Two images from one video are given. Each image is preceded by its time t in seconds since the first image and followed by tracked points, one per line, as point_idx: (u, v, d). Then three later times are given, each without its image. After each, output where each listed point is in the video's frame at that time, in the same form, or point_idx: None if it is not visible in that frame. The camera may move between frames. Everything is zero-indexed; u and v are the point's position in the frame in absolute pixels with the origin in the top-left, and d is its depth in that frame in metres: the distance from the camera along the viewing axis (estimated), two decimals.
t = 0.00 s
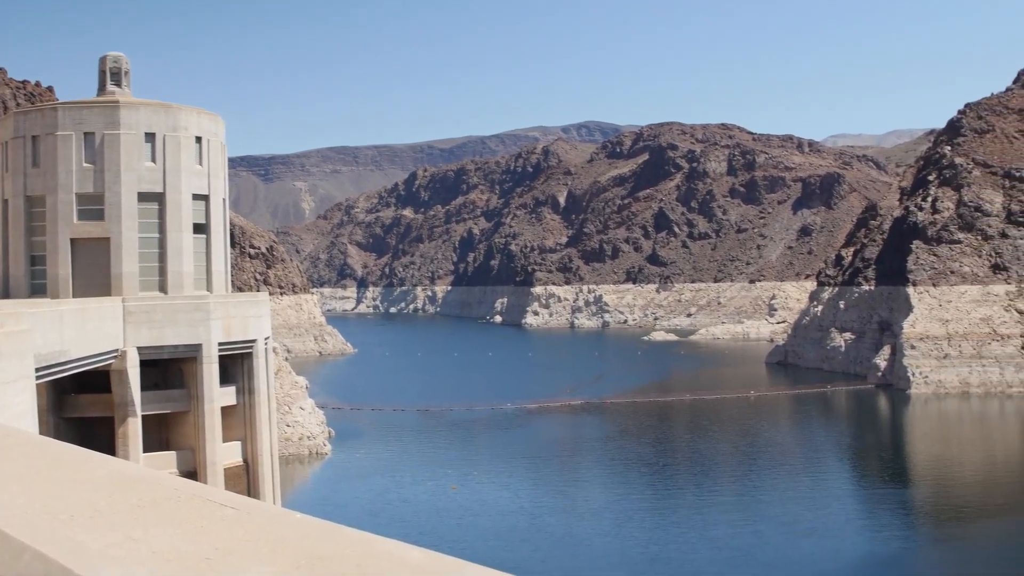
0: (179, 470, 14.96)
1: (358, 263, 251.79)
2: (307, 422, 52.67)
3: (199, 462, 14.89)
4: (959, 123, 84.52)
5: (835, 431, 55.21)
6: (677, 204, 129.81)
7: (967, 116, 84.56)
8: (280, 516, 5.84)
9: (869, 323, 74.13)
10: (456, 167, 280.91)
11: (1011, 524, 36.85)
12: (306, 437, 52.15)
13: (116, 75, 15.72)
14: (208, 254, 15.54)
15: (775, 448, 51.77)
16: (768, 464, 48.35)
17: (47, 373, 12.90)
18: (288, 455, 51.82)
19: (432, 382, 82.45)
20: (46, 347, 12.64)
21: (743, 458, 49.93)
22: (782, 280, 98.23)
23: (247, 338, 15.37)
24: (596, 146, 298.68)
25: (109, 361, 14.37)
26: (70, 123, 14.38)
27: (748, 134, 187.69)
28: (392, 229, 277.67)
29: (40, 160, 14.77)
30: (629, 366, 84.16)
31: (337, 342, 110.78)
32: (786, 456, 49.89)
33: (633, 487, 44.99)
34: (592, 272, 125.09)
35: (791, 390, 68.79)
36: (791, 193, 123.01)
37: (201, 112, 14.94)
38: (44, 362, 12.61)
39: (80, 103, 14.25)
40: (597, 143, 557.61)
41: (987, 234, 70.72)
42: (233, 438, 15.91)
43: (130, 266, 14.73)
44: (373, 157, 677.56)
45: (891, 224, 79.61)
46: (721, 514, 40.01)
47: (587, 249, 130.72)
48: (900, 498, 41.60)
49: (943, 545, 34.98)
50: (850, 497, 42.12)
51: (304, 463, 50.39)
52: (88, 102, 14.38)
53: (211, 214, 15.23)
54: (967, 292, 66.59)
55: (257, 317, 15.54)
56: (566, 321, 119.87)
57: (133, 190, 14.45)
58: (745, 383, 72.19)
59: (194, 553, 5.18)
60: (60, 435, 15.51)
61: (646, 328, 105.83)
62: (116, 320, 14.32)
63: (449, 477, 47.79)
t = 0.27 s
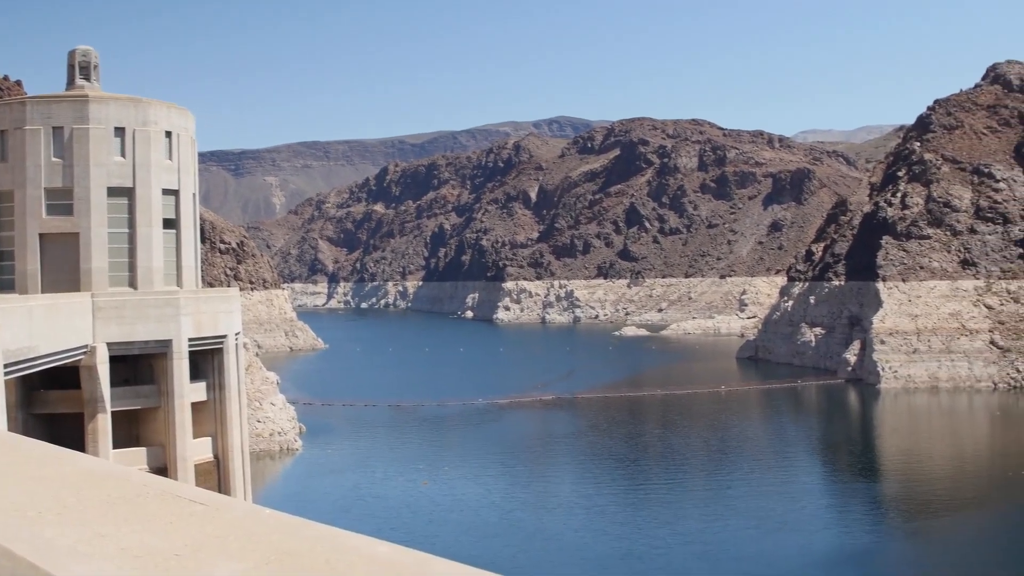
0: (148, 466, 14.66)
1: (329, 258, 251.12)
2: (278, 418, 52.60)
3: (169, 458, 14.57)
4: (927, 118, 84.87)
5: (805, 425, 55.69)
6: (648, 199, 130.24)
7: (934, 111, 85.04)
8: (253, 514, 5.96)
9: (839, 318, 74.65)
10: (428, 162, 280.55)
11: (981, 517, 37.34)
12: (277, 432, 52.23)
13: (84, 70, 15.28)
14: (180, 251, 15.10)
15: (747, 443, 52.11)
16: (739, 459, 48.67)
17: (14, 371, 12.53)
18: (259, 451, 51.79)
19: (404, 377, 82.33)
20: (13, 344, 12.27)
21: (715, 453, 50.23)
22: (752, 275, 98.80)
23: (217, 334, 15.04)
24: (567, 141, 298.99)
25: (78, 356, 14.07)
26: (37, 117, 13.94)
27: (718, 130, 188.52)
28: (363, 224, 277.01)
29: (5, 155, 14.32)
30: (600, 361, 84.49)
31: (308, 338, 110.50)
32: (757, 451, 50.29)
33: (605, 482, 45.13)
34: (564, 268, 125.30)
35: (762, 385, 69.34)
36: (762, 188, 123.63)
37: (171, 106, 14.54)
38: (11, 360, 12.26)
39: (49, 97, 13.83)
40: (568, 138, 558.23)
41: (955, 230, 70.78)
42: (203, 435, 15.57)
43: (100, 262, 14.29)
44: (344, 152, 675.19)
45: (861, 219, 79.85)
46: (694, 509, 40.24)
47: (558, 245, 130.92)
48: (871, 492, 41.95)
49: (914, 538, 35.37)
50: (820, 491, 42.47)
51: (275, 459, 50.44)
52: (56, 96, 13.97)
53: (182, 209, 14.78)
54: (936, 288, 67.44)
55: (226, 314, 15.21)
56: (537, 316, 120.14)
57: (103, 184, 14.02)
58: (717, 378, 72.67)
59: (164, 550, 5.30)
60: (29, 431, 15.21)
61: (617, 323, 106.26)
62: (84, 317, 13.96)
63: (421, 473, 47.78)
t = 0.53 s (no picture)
0: (121, 462, 14.63)
1: (302, 253, 250.31)
2: (251, 414, 52.53)
3: (141, 453, 14.54)
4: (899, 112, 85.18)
5: (778, 420, 56.09)
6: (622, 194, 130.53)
7: (906, 106, 85.68)
8: (226, 513, 6.71)
9: (812, 313, 75.26)
10: (401, 156, 280.07)
11: (954, 511, 37.72)
12: (250, 428, 52.21)
13: (56, 63, 15.20)
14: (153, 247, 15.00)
15: (720, 437, 52.48)
16: (712, 453, 48.98)
17: None
18: (232, 447, 51.76)
19: (378, 372, 82.34)
20: None
21: (689, 447, 50.58)
22: (725, 270, 99.38)
23: (190, 330, 15.01)
24: (540, 136, 299.23)
25: (50, 351, 13.99)
26: (8, 110, 13.85)
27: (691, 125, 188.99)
28: (336, 218, 276.34)
29: None
30: (574, 355, 84.78)
31: (281, 333, 110.23)
32: (730, 445, 50.68)
33: (578, 477, 45.34)
34: (537, 263, 125.52)
35: (734, 379, 69.87)
36: (734, 184, 124.22)
37: (144, 100, 14.44)
38: None
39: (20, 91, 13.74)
40: (543, 132, 557.77)
41: (927, 225, 71.84)
42: (177, 431, 15.54)
43: (73, 258, 14.21)
44: (317, 146, 672.61)
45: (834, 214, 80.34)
46: (667, 503, 40.55)
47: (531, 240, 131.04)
48: (843, 486, 42.38)
49: (887, 533, 35.72)
50: (792, 485, 42.90)
51: (249, 455, 50.46)
52: (28, 89, 13.90)
53: (153, 204, 14.65)
54: (908, 283, 67.91)
55: (200, 309, 15.18)
56: (510, 311, 120.34)
57: (75, 179, 13.93)
58: (690, 372, 73.16)
59: (136, 545, 6.09)
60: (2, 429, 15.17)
61: (590, 318, 106.63)
62: (57, 312, 13.88)
63: (395, 468, 47.88)
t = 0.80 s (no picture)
0: (88, 460, 14.55)
1: (270, 249, 249.07)
2: (219, 410, 52.21)
3: (109, 451, 14.48)
4: (866, 110, 85.88)
5: (746, 416, 56.52)
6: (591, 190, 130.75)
7: (873, 104, 86.41)
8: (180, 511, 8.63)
9: (779, 309, 75.86)
10: (370, 153, 279.26)
11: (921, 505, 38.11)
12: (218, 425, 51.81)
13: (21, 58, 15.10)
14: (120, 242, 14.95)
15: (688, 433, 52.87)
16: (679, 449, 49.31)
17: None
18: (200, 444, 51.37)
19: (347, 369, 82.18)
20: None
21: (657, 443, 50.91)
22: (693, 266, 99.93)
23: (157, 326, 14.91)
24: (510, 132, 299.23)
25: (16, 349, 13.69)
26: None
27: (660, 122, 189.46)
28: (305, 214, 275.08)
29: None
30: (543, 352, 84.96)
31: (249, 329, 109.65)
32: (698, 441, 51.05)
33: (545, 474, 45.51)
34: (506, 259, 125.63)
35: (702, 375, 70.35)
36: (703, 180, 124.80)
37: (112, 96, 14.44)
38: None
39: None
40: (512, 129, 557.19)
41: (895, 221, 72.62)
42: (143, 427, 15.45)
43: (38, 253, 14.10)
44: (284, 142, 669.38)
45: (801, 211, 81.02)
46: (635, 499, 40.84)
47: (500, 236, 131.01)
48: (810, 481, 42.80)
49: (853, 527, 36.08)
50: (759, 480, 43.31)
51: (216, 452, 50.13)
52: None
53: (120, 200, 14.64)
54: (876, 279, 68.60)
55: (167, 305, 15.12)
56: (479, 307, 120.44)
57: (41, 174, 13.89)
58: (658, 368, 73.62)
59: (103, 542, 7.91)
60: None
61: (559, 314, 106.93)
62: (23, 308, 13.63)
63: (363, 465, 47.87)
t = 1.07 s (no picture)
0: (53, 455, 14.54)
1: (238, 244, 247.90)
2: (186, 406, 52.09)
3: (75, 446, 14.44)
4: (832, 105, 86.58)
5: (714, 410, 57.11)
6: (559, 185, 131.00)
7: (840, 99, 87.14)
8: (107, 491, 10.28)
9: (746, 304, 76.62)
10: (337, 147, 278.61)
11: (885, 498, 38.79)
12: (185, 420, 51.79)
13: None
14: (82, 240, 14.78)
15: (655, 427, 53.41)
16: (646, 443, 49.80)
17: None
18: (167, 440, 51.22)
19: (317, 363, 82.19)
20: None
21: (624, 437, 51.40)
22: (661, 261, 100.57)
23: (123, 321, 14.83)
24: (478, 127, 299.18)
25: None
26: None
27: (629, 117, 190.00)
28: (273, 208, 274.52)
29: None
30: (511, 347, 85.31)
31: (217, 325, 109.19)
32: (666, 435, 51.56)
33: (514, 468, 45.83)
34: (474, 254, 125.86)
35: (670, 370, 70.97)
36: (671, 174, 125.57)
37: (74, 90, 14.36)
38: None
39: None
40: (480, 124, 556.81)
41: (861, 216, 73.10)
42: (111, 421, 15.38)
43: None
44: (251, 137, 667.59)
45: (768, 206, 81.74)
46: (602, 492, 41.22)
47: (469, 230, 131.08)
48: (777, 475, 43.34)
49: (821, 521, 36.66)
50: (726, 473, 43.79)
51: (183, 447, 49.99)
52: None
53: (84, 195, 14.58)
54: (842, 273, 69.09)
55: (133, 300, 14.99)
56: (447, 302, 120.58)
57: None
58: (626, 363, 74.21)
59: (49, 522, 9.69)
60: None
61: (527, 309, 107.31)
62: None
63: (330, 460, 47.98)
